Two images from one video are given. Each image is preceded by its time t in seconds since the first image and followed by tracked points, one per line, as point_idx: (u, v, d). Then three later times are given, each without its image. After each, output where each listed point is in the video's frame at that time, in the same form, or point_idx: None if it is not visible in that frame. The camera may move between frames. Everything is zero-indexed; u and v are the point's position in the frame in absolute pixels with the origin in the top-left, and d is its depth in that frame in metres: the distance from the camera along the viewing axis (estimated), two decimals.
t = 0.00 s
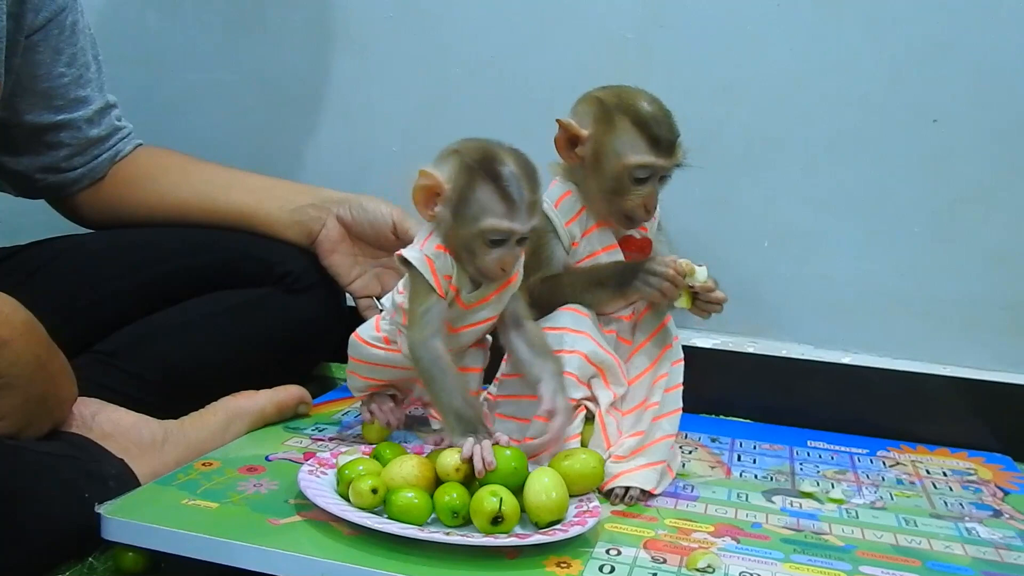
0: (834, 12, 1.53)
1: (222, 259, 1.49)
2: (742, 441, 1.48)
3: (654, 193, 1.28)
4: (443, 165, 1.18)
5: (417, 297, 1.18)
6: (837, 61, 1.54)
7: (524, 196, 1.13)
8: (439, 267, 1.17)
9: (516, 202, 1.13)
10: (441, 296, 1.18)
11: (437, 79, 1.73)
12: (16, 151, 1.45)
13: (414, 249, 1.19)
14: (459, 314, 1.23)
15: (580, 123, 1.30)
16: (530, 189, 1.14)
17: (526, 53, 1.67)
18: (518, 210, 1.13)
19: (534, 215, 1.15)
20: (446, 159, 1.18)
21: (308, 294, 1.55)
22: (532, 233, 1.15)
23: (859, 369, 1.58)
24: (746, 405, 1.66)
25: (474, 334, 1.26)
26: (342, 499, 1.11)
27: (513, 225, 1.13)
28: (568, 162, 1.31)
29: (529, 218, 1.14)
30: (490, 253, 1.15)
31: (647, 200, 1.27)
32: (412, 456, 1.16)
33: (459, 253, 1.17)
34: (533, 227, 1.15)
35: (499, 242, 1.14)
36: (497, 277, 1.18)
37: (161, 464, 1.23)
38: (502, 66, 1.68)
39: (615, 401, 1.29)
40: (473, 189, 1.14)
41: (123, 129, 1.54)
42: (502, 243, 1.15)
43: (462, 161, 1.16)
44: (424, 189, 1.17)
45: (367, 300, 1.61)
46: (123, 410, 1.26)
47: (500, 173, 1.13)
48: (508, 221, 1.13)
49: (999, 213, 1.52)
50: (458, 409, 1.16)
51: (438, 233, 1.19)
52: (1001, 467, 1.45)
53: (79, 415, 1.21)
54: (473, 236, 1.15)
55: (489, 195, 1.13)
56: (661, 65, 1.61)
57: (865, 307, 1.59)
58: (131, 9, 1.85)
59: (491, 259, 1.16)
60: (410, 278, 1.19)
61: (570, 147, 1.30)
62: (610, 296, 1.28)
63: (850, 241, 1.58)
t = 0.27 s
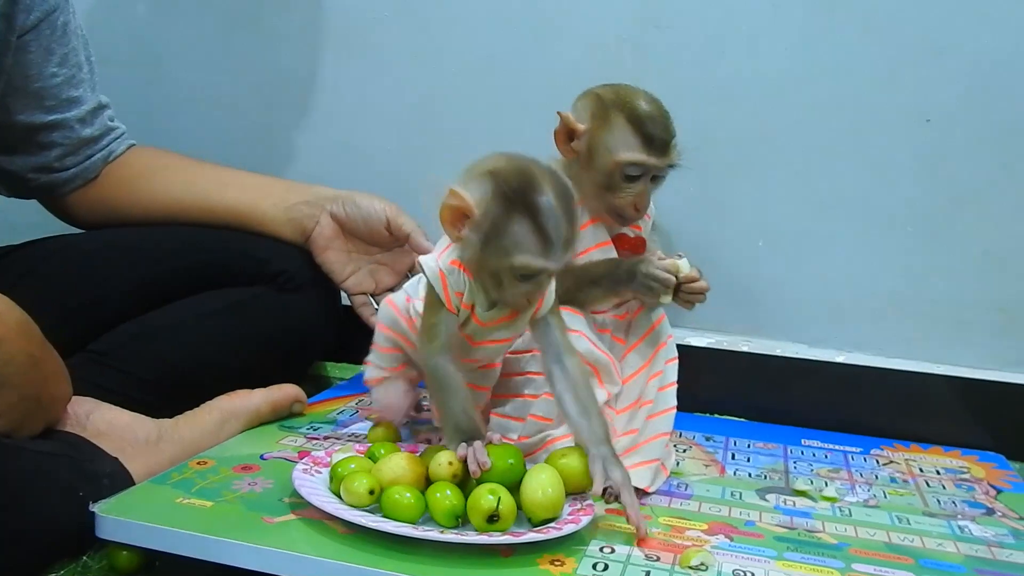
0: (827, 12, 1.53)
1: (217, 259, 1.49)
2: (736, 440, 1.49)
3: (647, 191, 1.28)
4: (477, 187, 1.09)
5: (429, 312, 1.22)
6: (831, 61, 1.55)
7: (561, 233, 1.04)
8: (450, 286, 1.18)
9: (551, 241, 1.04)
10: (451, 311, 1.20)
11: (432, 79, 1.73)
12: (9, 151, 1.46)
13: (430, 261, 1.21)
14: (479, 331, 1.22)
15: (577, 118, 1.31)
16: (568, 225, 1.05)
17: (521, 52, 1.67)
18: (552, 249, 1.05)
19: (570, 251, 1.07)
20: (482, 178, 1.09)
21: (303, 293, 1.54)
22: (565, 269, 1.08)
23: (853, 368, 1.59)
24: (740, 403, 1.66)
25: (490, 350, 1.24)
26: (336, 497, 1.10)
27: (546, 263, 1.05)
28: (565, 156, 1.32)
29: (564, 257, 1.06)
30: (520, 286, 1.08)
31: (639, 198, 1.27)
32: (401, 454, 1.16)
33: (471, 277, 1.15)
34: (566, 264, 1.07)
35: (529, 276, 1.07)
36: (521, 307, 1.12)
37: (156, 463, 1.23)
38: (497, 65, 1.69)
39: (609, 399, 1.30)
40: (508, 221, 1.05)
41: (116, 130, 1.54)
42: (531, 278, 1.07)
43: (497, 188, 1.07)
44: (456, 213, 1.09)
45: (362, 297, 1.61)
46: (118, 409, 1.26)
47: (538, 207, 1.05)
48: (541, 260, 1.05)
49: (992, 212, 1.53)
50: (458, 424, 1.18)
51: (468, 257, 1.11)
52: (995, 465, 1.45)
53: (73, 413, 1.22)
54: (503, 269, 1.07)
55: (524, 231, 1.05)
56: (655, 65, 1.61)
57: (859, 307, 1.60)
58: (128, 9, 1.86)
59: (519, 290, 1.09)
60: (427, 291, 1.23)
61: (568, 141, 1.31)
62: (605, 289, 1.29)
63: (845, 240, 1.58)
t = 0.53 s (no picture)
0: (820, 13, 1.54)
1: (210, 260, 1.49)
2: (731, 440, 1.49)
3: (646, 181, 1.26)
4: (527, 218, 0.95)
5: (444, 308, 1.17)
6: (824, 61, 1.55)
7: (610, 279, 0.92)
8: (470, 291, 1.11)
9: (599, 287, 0.92)
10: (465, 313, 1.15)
11: (427, 79, 1.74)
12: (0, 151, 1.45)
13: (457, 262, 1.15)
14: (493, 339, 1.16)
15: (572, 117, 1.32)
16: (619, 271, 0.93)
17: (516, 52, 1.68)
18: (597, 295, 0.92)
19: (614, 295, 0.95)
20: (532, 207, 0.95)
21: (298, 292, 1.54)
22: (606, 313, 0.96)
23: (847, 367, 1.59)
24: (734, 403, 1.67)
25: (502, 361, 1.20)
26: (329, 497, 1.10)
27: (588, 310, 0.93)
28: (562, 156, 1.32)
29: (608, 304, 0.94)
30: (555, 326, 0.96)
31: (639, 184, 1.25)
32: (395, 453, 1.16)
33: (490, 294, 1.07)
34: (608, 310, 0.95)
35: (566, 318, 0.95)
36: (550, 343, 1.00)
37: (150, 462, 1.23)
38: (491, 65, 1.70)
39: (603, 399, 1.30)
40: (555, 260, 0.92)
41: (107, 130, 1.54)
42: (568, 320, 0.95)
43: (549, 224, 0.93)
44: (500, 245, 0.96)
45: (355, 295, 1.60)
46: (111, 409, 1.26)
47: (589, 248, 0.91)
48: (585, 307, 0.92)
49: (984, 212, 1.53)
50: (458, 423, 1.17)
51: (506, 289, 0.98)
52: (987, 464, 1.46)
53: (66, 412, 1.21)
54: (543, 310, 0.95)
55: (571, 273, 0.92)
56: (649, 65, 1.62)
57: (853, 306, 1.60)
58: (123, 9, 1.86)
59: (552, 329, 0.97)
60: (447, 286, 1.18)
61: (563, 141, 1.33)
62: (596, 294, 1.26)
63: (838, 240, 1.59)
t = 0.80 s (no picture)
0: (817, 13, 1.54)
1: (206, 260, 1.49)
2: (728, 439, 1.49)
3: (642, 182, 1.28)
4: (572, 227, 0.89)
5: (472, 291, 1.05)
6: (820, 60, 1.55)
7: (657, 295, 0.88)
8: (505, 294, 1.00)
9: (646, 303, 0.87)
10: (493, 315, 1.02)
11: (424, 79, 1.74)
12: None
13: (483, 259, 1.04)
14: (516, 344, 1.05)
15: (565, 123, 1.31)
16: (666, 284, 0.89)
17: (512, 52, 1.68)
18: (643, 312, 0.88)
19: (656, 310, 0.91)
20: (577, 216, 0.89)
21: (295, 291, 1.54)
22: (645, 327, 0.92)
23: (844, 366, 1.59)
24: (731, 402, 1.67)
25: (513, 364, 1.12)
26: (327, 497, 1.10)
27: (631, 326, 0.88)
28: (558, 162, 1.31)
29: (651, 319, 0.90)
30: (591, 336, 0.91)
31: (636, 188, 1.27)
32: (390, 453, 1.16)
33: (534, 296, 0.98)
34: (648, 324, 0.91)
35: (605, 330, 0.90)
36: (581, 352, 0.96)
37: (147, 462, 1.23)
38: (488, 65, 1.70)
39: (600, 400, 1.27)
40: (604, 273, 0.87)
41: (103, 130, 1.54)
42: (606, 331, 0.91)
43: (599, 235, 0.87)
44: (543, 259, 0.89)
45: (353, 294, 1.59)
46: (108, 409, 1.26)
47: (639, 262, 0.86)
48: (630, 323, 0.87)
49: (981, 211, 1.53)
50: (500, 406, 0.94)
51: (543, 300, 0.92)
52: (984, 463, 1.46)
53: (63, 412, 1.21)
54: (584, 321, 0.90)
55: (621, 288, 0.86)
56: (646, 65, 1.62)
57: (850, 305, 1.60)
58: (120, 9, 1.86)
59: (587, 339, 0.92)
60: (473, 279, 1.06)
61: (558, 147, 1.31)
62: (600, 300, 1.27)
63: (835, 239, 1.59)
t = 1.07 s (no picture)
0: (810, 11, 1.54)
1: (202, 259, 1.49)
2: (723, 436, 1.49)
3: (629, 165, 1.32)
4: (631, 292, 0.86)
5: (544, 359, 0.89)
6: (814, 58, 1.56)
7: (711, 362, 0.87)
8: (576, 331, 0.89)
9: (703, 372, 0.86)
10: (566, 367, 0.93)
11: (419, 77, 1.74)
12: None
13: (529, 298, 0.94)
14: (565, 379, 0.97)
15: (559, 100, 1.37)
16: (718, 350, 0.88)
17: (507, 50, 1.68)
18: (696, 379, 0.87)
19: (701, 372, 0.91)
20: (636, 281, 0.86)
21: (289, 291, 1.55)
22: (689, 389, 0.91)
23: (839, 363, 1.60)
24: (727, 400, 1.67)
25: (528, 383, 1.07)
26: (323, 494, 1.10)
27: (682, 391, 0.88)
28: (544, 140, 1.36)
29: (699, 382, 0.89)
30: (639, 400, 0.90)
31: (622, 169, 1.31)
32: (385, 450, 1.16)
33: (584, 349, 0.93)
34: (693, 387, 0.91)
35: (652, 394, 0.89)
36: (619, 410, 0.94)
37: (142, 461, 1.23)
38: (483, 63, 1.70)
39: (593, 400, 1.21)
40: (665, 343, 0.85)
41: (99, 127, 1.53)
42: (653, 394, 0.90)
43: (660, 301, 0.85)
44: (601, 322, 0.85)
45: (343, 296, 1.62)
46: (104, 407, 1.26)
47: (702, 331, 0.84)
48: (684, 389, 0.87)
49: (975, 208, 1.54)
50: (623, 497, 0.83)
51: (592, 361, 0.89)
52: (978, 459, 1.46)
53: (58, 411, 1.20)
54: (636, 386, 0.88)
55: (680, 358, 0.85)
56: (640, 63, 1.62)
57: (845, 302, 1.61)
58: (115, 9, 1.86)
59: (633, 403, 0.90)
60: (531, 329, 0.92)
61: (546, 126, 1.36)
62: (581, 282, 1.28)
63: (830, 237, 1.59)
